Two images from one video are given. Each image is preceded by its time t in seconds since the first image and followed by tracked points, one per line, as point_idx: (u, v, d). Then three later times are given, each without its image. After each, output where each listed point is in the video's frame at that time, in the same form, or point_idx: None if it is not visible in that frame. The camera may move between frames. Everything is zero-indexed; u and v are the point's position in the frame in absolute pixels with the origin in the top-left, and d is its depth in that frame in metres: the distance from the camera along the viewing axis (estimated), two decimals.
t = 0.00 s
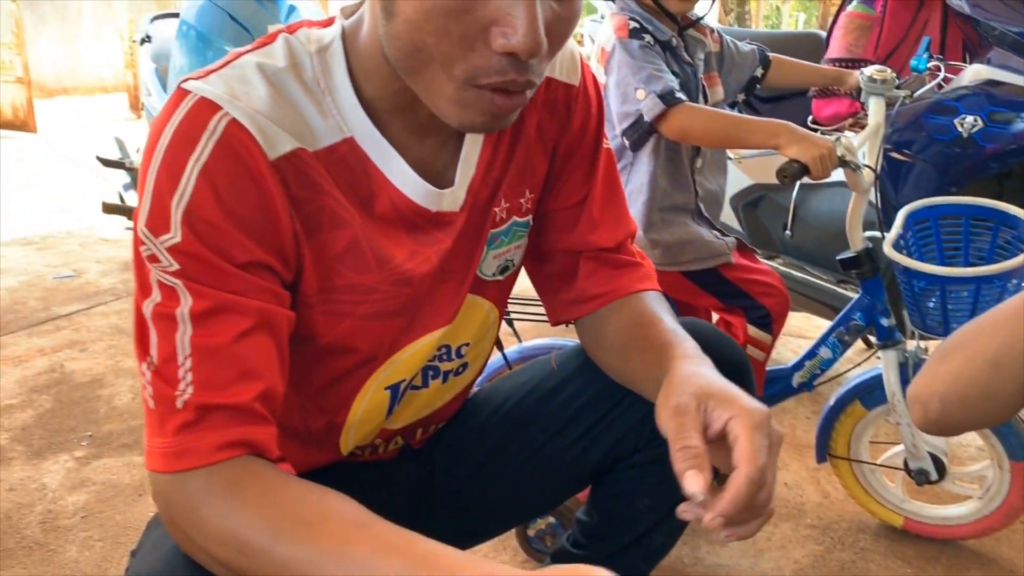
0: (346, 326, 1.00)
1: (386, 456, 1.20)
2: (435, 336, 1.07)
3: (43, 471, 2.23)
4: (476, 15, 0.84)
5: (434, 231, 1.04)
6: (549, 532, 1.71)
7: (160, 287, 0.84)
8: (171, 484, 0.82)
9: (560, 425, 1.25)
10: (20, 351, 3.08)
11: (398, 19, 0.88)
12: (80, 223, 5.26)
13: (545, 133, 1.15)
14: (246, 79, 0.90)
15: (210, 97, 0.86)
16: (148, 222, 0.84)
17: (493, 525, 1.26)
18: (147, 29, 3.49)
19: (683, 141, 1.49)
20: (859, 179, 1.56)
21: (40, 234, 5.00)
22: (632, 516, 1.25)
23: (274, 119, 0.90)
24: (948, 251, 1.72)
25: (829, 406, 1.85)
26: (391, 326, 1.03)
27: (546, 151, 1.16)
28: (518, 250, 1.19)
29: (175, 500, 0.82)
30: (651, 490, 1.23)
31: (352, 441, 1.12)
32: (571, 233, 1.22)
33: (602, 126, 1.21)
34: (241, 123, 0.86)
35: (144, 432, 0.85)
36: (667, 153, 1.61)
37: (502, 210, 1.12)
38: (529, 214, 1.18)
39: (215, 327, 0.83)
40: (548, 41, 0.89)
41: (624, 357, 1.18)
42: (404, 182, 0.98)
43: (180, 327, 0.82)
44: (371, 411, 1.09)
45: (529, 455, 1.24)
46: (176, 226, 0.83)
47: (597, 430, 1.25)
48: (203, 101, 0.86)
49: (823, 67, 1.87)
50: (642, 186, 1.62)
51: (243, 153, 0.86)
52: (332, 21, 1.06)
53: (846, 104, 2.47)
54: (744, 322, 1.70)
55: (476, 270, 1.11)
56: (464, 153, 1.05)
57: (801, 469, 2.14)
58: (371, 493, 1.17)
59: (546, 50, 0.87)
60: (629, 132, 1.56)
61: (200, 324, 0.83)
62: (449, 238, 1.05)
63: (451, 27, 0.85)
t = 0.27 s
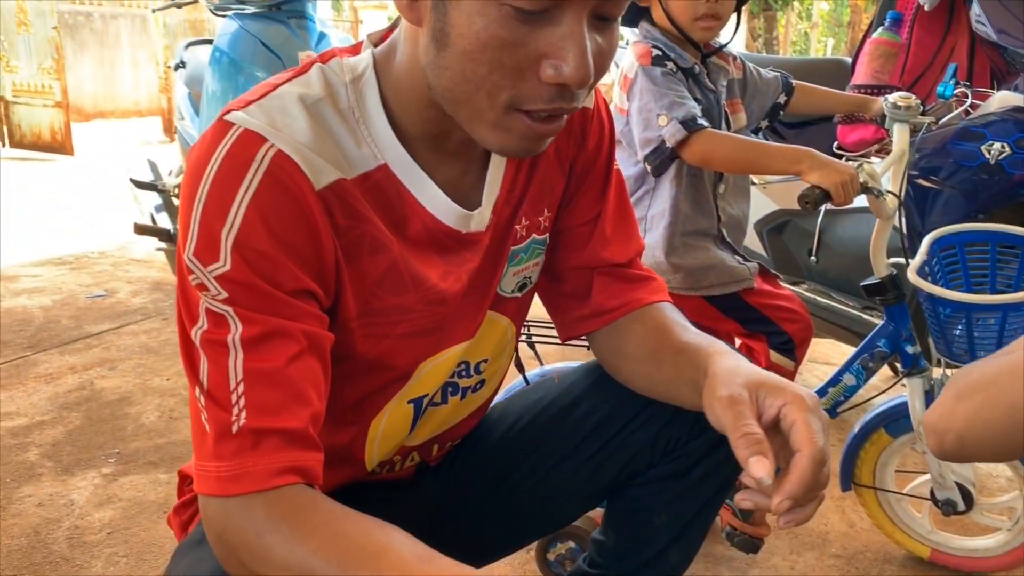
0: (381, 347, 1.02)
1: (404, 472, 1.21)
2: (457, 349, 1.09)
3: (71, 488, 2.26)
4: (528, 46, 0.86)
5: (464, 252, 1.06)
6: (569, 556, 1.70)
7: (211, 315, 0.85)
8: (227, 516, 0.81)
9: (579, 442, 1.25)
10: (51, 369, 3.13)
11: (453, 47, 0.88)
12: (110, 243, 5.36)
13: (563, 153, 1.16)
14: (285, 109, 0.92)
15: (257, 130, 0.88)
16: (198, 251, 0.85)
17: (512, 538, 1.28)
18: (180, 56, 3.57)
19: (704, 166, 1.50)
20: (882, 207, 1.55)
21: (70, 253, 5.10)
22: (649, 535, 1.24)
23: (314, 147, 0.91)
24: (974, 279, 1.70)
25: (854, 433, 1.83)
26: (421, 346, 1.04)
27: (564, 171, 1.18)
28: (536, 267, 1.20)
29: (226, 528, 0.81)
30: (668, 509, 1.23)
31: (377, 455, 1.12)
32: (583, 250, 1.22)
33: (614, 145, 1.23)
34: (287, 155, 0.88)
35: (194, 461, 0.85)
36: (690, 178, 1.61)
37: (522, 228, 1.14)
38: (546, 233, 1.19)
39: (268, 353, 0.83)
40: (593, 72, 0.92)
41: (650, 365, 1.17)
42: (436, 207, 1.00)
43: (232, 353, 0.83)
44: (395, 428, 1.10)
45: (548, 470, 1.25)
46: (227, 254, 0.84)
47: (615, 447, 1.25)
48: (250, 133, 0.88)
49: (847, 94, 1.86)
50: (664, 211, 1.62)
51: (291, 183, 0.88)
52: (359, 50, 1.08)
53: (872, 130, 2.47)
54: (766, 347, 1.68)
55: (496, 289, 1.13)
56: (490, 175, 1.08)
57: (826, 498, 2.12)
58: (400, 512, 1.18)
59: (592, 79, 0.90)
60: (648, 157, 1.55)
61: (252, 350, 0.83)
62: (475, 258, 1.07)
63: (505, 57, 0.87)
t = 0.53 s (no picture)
0: (380, 356, 1.04)
1: (402, 478, 1.24)
2: (457, 357, 1.11)
3: (84, 495, 2.30)
4: (520, 64, 0.89)
5: (463, 264, 1.08)
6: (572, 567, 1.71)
7: (212, 323, 0.87)
8: (218, 517, 0.83)
9: (574, 446, 1.29)
10: (69, 379, 3.19)
11: (448, 64, 0.91)
12: (130, 258, 5.45)
13: (559, 165, 1.19)
14: (290, 124, 0.95)
15: (261, 144, 0.91)
16: (201, 262, 0.87)
17: (509, 542, 1.30)
18: (200, 74, 3.65)
19: (705, 180, 1.52)
20: (882, 221, 1.57)
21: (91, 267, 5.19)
22: (643, 537, 1.26)
23: (316, 161, 0.94)
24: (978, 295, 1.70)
25: (857, 447, 1.83)
26: (421, 355, 1.07)
27: (561, 183, 1.21)
28: (533, 278, 1.23)
29: (218, 529, 0.84)
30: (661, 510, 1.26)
31: (374, 463, 1.14)
32: (579, 260, 1.24)
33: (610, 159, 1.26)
34: (290, 168, 0.91)
35: (191, 464, 0.87)
36: (691, 192, 1.64)
37: (521, 239, 1.16)
38: (543, 244, 1.22)
39: (264, 360, 0.86)
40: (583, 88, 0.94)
41: (641, 369, 1.20)
42: (435, 220, 1.03)
43: (230, 360, 0.85)
44: (394, 435, 1.12)
45: (543, 472, 1.28)
46: (228, 265, 0.87)
47: (609, 449, 1.28)
48: (255, 147, 0.91)
49: (850, 110, 1.88)
50: (666, 224, 1.64)
51: (293, 197, 0.91)
52: (361, 67, 1.11)
53: (880, 147, 2.48)
54: (767, 359, 1.70)
55: (495, 298, 1.15)
56: (489, 187, 1.11)
57: (831, 512, 2.12)
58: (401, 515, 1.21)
59: (581, 97, 0.93)
60: (651, 171, 1.57)
61: (249, 357, 0.85)
62: (474, 269, 1.10)
63: (497, 73, 0.90)
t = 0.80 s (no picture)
0: (362, 361, 1.12)
1: (390, 477, 1.31)
2: (437, 365, 1.19)
3: (93, 497, 2.39)
4: (473, 96, 0.98)
5: (441, 276, 1.16)
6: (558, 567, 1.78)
7: (203, 327, 0.95)
8: (207, 505, 0.91)
9: (552, 447, 1.38)
10: (81, 387, 3.28)
11: (408, 98, 1.01)
12: (143, 270, 5.58)
13: (535, 184, 1.28)
14: (278, 147, 1.03)
15: (250, 165, 1.00)
16: (194, 271, 0.96)
17: (491, 539, 1.38)
18: (210, 91, 3.76)
19: (683, 197, 1.60)
20: (854, 233, 1.64)
21: (105, 279, 5.31)
22: (620, 531, 1.35)
23: (301, 181, 1.03)
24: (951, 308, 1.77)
25: (837, 454, 1.89)
26: (401, 360, 1.15)
27: (537, 201, 1.29)
28: (513, 291, 1.30)
29: (206, 515, 0.92)
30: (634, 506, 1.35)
31: (361, 463, 1.22)
32: (557, 274, 1.33)
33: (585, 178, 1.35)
34: (277, 188, 1.00)
35: (183, 457, 0.95)
36: (672, 207, 1.71)
37: (500, 254, 1.24)
38: (522, 258, 1.30)
39: (250, 362, 0.94)
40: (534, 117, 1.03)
41: (607, 373, 1.29)
42: (414, 235, 1.11)
43: (219, 361, 0.93)
44: (379, 436, 1.20)
45: (524, 471, 1.37)
46: (219, 275, 0.95)
47: (585, 449, 1.37)
48: (244, 168, 0.99)
49: (830, 129, 1.96)
50: (648, 238, 1.72)
51: (279, 212, 0.99)
52: (348, 94, 1.20)
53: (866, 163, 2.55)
54: (746, 367, 1.77)
55: (476, 308, 1.23)
56: (466, 205, 1.19)
57: (816, 518, 2.18)
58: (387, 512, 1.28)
59: (532, 125, 1.02)
60: (634, 188, 1.66)
61: (237, 359, 0.93)
62: (452, 281, 1.17)
63: (453, 104, 0.99)
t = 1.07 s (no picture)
0: (353, 359, 1.22)
1: (385, 469, 1.41)
2: (426, 364, 1.29)
3: (104, 494, 2.49)
4: (446, 122, 1.08)
5: (428, 282, 1.26)
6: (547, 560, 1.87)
7: (206, 324, 1.05)
8: (207, 484, 1.01)
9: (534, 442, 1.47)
10: (92, 390, 3.39)
11: (391, 122, 1.11)
12: (152, 277, 5.69)
13: (518, 198, 1.39)
14: (278, 163, 1.14)
15: (252, 179, 1.10)
16: (199, 273, 1.06)
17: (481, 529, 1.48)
18: (218, 102, 3.88)
19: (662, 207, 1.72)
20: (827, 242, 1.73)
21: (115, 286, 5.43)
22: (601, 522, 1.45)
23: (298, 193, 1.13)
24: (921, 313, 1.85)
25: (815, 452, 1.98)
26: (390, 359, 1.24)
27: (521, 213, 1.40)
28: (499, 296, 1.40)
29: (207, 493, 1.01)
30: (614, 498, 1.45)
31: (356, 454, 1.32)
32: (542, 281, 1.44)
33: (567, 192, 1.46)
34: (276, 200, 1.10)
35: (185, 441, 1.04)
36: (654, 217, 1.83)
37: (486, 262, 1.34)
38: (507, 266, 1.40)
39: (248, 356, 1.04)
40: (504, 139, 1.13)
41: (585, 374, 1.39)
42: (403, 244, 1.21)
43: (220, 355, 1.03)
44: (372, 430, 1.30)
45: (508, 464, 1.47)
46: (221, 277, 1.05)
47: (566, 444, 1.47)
48: (246, 181, 1.10)
49: (811, 143, 2.05)
50: (631, 247, 1.83)
51: (277, 221, 1.09)
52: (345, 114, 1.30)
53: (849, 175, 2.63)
54: (725, 369, 1.87)
55: (463, 312, 1.32)
56: (453, 218, 1.29)
57: (798, 516, 2.26)
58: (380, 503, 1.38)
59: (502, 147, 1.12)
60: (618, 199, 1.78)
61: (236, 353, 1.03)
62: (438, 286, 1.27)
63: (428, 129, 1.09)
